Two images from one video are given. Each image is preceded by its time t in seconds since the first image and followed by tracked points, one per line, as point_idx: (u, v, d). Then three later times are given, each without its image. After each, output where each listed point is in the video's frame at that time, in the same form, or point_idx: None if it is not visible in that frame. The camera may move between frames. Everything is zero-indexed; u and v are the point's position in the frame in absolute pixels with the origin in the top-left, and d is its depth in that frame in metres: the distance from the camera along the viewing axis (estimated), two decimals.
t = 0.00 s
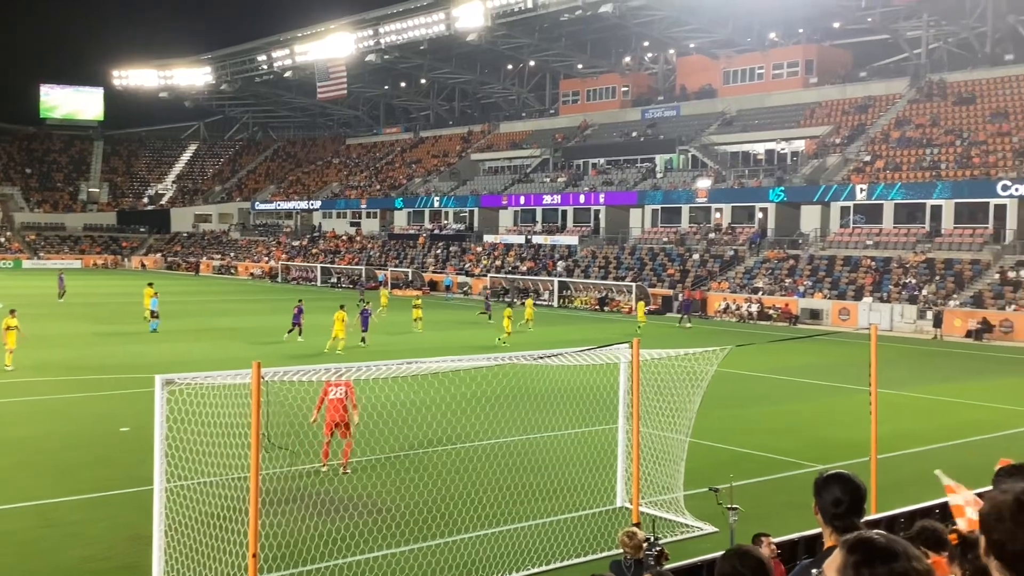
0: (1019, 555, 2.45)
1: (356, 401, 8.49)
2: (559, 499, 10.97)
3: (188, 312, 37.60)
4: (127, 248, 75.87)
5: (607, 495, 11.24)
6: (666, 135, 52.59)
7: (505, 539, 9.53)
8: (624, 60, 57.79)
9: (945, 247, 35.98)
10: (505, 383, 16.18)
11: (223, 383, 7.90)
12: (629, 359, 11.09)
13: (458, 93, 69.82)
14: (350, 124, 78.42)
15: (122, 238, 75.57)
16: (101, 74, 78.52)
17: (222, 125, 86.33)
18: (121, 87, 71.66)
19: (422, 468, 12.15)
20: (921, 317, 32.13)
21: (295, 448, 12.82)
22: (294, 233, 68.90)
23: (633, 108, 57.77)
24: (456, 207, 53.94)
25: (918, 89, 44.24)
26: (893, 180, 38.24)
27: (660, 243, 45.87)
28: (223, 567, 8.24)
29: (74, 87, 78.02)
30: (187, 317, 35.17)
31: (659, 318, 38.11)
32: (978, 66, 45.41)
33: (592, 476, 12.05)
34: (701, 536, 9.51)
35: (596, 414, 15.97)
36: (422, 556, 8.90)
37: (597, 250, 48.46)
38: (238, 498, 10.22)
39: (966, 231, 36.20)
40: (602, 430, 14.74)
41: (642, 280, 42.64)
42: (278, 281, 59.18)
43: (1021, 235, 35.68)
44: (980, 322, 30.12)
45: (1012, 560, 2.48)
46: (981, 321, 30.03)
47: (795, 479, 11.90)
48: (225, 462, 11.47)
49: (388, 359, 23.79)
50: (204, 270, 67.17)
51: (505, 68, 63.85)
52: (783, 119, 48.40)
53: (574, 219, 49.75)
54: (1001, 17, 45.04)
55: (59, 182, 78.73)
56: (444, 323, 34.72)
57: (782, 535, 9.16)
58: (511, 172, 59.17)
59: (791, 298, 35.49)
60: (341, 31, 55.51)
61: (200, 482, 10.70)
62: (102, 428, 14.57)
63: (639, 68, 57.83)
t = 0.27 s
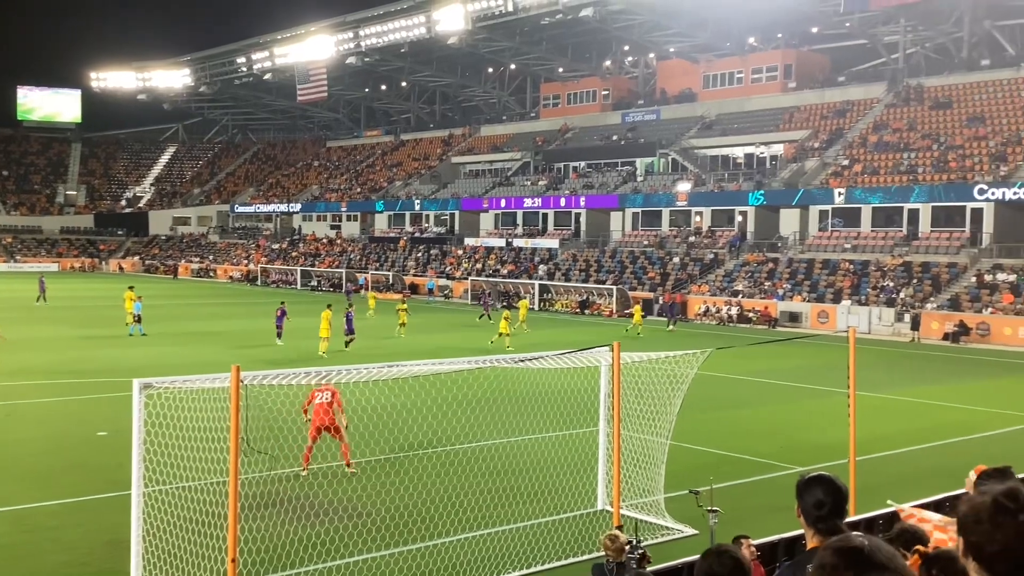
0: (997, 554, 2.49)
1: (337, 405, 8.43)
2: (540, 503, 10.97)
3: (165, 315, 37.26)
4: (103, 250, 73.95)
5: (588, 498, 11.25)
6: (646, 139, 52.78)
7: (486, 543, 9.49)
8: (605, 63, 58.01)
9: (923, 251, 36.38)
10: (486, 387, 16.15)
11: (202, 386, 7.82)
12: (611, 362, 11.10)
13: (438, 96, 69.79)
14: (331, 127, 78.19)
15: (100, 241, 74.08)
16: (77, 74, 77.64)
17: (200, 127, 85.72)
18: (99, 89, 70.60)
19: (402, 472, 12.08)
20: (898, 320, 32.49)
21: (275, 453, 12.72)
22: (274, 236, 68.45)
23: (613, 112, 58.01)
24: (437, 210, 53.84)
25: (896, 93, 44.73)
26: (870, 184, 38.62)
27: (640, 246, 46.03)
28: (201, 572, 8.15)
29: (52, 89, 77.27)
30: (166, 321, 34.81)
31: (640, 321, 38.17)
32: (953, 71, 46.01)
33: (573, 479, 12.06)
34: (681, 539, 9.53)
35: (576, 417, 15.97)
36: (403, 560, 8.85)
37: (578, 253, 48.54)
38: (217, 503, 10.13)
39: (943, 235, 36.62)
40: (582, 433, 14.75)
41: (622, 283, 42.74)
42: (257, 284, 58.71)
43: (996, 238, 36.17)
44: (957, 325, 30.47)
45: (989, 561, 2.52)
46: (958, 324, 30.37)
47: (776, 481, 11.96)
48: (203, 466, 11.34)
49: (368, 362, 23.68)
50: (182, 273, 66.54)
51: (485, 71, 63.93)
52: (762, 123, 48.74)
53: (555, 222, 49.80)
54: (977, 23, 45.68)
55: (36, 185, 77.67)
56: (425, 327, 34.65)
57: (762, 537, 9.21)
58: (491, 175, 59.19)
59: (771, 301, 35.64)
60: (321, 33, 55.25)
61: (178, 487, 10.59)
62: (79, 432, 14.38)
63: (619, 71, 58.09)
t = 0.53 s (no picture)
0: (986, 556, 2.53)
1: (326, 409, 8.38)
2: (528, 505, 10.95)
3: (153, 318, 37.08)
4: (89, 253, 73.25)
5: (576, 501, 11.24)
6: (635, 141, 52.91)
7: (475, 546, 9.47)
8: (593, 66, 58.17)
9: (910, 253, 36.61)
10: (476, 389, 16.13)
11: (189, 390, 7.76)
12: (599, 365, 11.08)
13: (427, 99, 69.81)
14: (319, 129, 78.07)
15: (86, 243, 73.54)
16: (64, 76, 77.17)
17: (188, 129, 85.39)
18: (86, 91, 70.00)
19: (392, 475, 12.05)
20: (886, 322, 32.64)
21: (263, 456, 12.67)
22: (262, 238, 68.20)
23: (602, 114, 58.16)
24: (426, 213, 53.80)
25: (884, 97, 45.04)
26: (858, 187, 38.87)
27: (629, 248, 46.15)
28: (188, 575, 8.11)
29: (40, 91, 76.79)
30: (154, 323, 34.64)
31: (629, 323, 38.22)
32: (940, 74, 46.38)
33: (562, 481, 12.05)
34: (670, 541, 9.54)
35: (566, 420, 15.97)
36: (391, 563, 8.82)
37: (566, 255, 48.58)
38: (205, 507, 10.08)
39: (929, 237, 36.86)
40: (572, 435, 14.75)
41: (611, 286, 42.80)
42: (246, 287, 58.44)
43: (983, 240, 36.44)
44: (944, 327, 30.65)
45: (976, 562, 2.55)
46: (946, 326, 30.54)
47: (764, 484, 11.99)
48: (192, 470, 11.27)
49: (357, 365, 23.63)
50: (170, 276, 66.17)
51: (474, 74, 64.02)
52: (750, 126, 49.00)
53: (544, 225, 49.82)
54: (963, 27, 46.08)
55: (23, 187, 77.05)
56: (413, 330, 34.62)
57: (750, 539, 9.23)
58: (480, 178, 59.23)
59: (759, 303, 35.78)
60: (309, 35, 55.13)
61: (166, 490, 10.53)
62: (66, 436, 14.27)
63: (607, 73, 58.25)
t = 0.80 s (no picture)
0: (975, 557, 2.55)
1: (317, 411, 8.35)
2: (520, 507, 10.94)
3: (144, 320, 36.95)
4: (81, 255, 73.14)
5: (568, 503, 11.22)
6: (627, 143, 52.97)
7: (467, 548, 9.45)
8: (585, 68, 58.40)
9: (901, 255, 36.77)
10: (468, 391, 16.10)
11: (180, 392, 7.72)
12: (592, 366, 11.07)
13: (419, 100, 69.78)
14: (310, 131, 77.96)
15: (77, 245, 73.26)
16: (55, 77, 76.80)
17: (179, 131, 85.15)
18: (77, 92, 69.55)
19: (384, 477, 12.01)
20: (876, 324, 32.76)
21: (255, 458, 12.62)
22: (254, 240, 67.98)
23: (594, 116, 58.24)
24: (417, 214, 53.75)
25: (874, 99, 45.21)
26: (848, 189, 39.02)
27: (621, 250, 46.19)
28: None
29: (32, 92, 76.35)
30: (145, 326, 34.50)
31: (621, 325, 38.24)
32: (930, 76, 46.61)
33: (554, 483, 12.02)
34: (662, 542, 9.55)
35: (557, 422, 15.95)
36: (382, 566, 8.79)
37: (559, 257, 48.57)
38: (196, 509, 10.02)
39: (920, 239, 37.01)
40: (564, 437, 14.75)
41: (603, 288, 42.83)
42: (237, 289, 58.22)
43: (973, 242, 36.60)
44: (935, 329, 30.75)
45: (967, 563, 2.57)
46: (936, 328, 30.65)
47: (756, 484, 12.03)
48: (183, 472, 11.23)
49: (349, 367, 23.59)
50: (161, 278, 65.87)
51: (466, 76, 64.04)
52: (742, 128, 49.15)
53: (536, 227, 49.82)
54: (953, 29, 46.35)
55: (14, 189, 76.56)
56: (405, 331, 34.56)
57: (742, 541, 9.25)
58: (472, 180, 59.21)
59: (751, 305, 35.89)
60: (301, 37, 54.99)
61: (158, 492, 10.46)
62: (58, 438, 14.19)
63: (600, 75, 58.41)
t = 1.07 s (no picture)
0: (970, 560, 2.55)
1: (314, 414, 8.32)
2: (516, 509, 10.93)
3: (141, 323, 36.93)
4: (77, 257, 73.07)
5: (565, 506, 11.19)
6: (623, 146, 53.04)
7: (464, 550, 9.44)
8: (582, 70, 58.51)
9: (897, 258, 36.86)
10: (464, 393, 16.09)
11: (176, 394, 7.70)
12: (589, 369, 11.05)
13: (416, 103, 69.79)
14: (307, 133, 77.98)
15: (73, 247, 73.15)
16: (51, 79, 76.69)
17: (176, 133, 85.14)
18: (74, 95, 69.42)
19: (380, 479, 12.00)
20: (873, 326, 32.82)
21: (252, 461, 12.59)
22: (251, 242, 67.96)
23: (591, 118, 58.29)
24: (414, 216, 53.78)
25: (870, 101, 45.30)
26: (844, 192, 39.09)
27: (618, 252, 46.24)
28: None
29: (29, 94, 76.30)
30: (142, 328, 34.48)
31: (617, 328, 38.30)
32: (925, 79, 46.73)
33: (551, 486, 12.01)
34: (658, 545, 9.55)
35: (553, 424, 15.95)
36: (379, 569, 8.77)
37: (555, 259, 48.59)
38: (192, 512, 10.00)
39: (916, 242, 37.09)
40: (560, 439, 14.73)
41: (600, 290, 42.88)
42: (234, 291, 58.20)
43: (969, 244, 36.70)
44: (931, 331, 30.84)
45: (961, 564, 2.57)
46: (932, 330, 30.72)
47: (751, 487, 12.03)
48: (179, 475, 11.20)
49: (345, 369, 23.60)
50: (157, 280, 65.81)
51: (463, 78, 64.07)
52: (738, 130, 49.23)
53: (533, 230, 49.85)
54: (948, 32, 46.52)
55: (10, 192, 76.44)
56: (402, 334, 34.58)
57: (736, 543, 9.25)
58: (469, 182, 59.25)
59: (747, 308, 35.98)
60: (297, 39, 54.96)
61: (154, 495, 10.44)
62: (53, 441, 14.17)
63: (596, 78, 58.51)
